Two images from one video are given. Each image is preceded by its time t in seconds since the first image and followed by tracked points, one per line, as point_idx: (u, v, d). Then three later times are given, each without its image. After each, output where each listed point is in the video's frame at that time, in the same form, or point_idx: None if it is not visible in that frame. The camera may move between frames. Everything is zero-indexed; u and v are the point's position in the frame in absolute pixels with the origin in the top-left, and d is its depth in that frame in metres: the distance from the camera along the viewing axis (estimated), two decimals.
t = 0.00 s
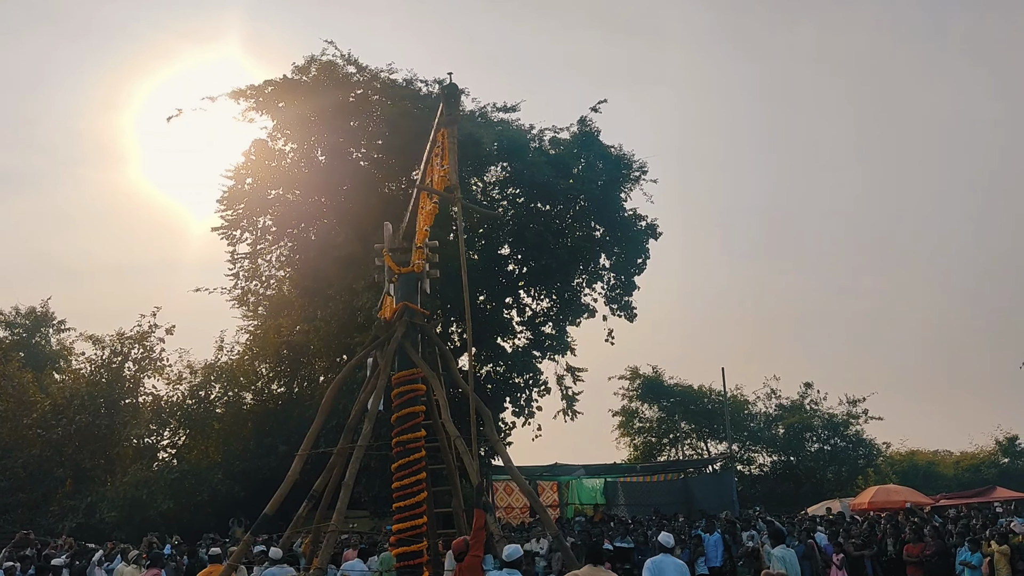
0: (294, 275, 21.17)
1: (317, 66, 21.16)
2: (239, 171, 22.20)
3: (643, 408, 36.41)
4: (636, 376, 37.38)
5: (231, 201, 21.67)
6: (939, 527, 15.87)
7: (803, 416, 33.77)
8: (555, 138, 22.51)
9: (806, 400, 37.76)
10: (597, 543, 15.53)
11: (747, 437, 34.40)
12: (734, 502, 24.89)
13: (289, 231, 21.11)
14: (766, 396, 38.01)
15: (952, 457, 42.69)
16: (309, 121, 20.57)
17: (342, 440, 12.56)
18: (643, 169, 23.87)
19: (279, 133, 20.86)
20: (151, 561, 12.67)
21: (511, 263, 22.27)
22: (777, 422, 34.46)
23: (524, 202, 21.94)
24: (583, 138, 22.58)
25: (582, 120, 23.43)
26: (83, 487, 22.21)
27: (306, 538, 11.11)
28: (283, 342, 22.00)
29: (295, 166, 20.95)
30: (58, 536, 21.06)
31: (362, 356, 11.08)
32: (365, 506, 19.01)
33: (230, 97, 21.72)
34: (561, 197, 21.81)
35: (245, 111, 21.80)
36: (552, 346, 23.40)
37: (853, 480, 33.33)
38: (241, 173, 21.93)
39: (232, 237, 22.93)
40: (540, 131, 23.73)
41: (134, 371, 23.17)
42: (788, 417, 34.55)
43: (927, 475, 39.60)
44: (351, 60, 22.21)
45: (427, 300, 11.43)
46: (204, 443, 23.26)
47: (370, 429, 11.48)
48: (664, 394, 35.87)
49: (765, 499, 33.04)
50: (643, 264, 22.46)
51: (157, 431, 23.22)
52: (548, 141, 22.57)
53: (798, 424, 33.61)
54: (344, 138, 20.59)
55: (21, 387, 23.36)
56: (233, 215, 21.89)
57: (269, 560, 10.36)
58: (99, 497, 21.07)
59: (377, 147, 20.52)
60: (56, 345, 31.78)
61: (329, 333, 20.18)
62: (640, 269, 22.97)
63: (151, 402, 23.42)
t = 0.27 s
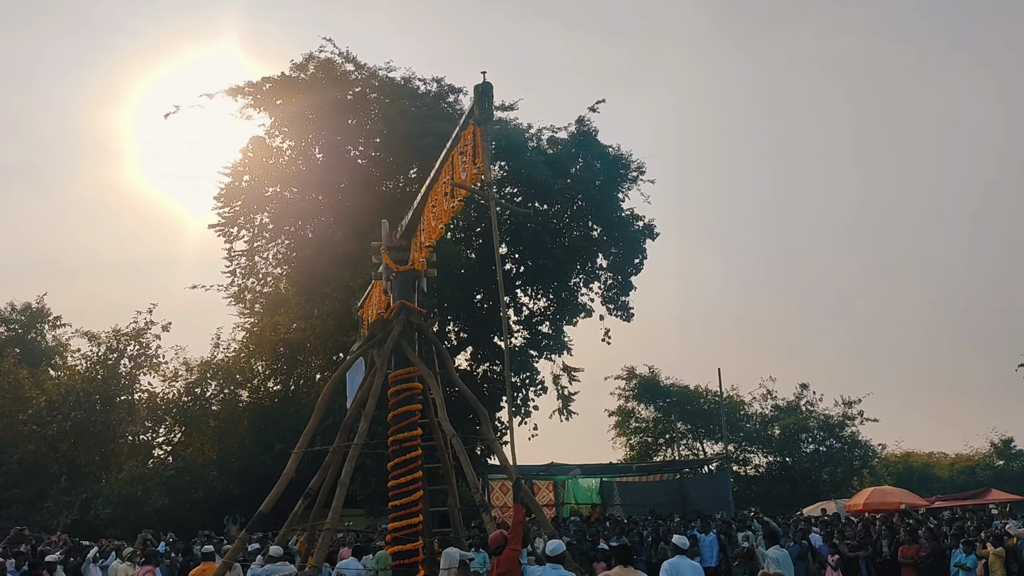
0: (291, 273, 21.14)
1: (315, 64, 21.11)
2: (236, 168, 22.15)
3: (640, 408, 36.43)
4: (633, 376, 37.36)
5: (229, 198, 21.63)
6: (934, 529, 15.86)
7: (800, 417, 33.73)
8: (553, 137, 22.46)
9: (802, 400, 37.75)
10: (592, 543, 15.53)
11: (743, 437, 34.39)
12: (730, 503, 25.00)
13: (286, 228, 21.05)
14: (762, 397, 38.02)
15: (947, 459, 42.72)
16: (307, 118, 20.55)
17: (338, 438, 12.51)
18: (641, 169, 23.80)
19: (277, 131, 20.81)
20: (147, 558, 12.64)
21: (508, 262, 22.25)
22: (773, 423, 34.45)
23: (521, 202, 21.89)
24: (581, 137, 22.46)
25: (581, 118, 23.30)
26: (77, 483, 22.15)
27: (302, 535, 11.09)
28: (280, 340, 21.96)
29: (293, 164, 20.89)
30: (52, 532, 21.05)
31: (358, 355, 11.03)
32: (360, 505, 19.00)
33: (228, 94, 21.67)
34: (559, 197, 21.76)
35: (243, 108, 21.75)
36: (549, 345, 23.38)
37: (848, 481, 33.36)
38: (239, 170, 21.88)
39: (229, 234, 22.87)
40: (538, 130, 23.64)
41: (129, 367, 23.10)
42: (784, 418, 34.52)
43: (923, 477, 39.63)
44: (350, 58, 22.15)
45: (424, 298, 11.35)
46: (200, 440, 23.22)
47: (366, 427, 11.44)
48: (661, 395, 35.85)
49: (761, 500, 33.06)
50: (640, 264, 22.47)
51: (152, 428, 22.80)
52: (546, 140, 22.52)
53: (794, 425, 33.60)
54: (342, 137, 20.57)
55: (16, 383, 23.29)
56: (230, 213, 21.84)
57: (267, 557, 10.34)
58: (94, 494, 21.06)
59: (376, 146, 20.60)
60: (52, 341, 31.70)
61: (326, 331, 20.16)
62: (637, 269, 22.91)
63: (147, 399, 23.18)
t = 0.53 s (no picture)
0: (292, 264, 21.00)
1: (318, 54, 20.93)
2: (237, 159, 21.98)
3: (641, 402, 36.33)
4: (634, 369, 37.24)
5: (229, 189, 21.47)
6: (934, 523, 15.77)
7: (801, 411, 33.60)
8: (556, 130, 22.31)
9: (803, 394, 37.67)
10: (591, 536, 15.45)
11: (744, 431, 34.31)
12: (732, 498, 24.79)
13: (288, 220, 20.89)
14: (763, 390, 37.94)
15: (947, 453, 42.68)
16: (310, 108, 20.39)
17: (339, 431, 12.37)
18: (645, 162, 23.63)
19: (279, 122, 20.66)
20: (145, 551, 12.58)
21: (512, 254, 22.07)
22: (774, 416, 34.35)
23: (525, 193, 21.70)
24: (584, 130, 22.19)
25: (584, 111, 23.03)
26: (76, 474, 22.09)
27: (301, 528, 11.01)
28: (280, 331, 21.84)
29: (295, 155, 20.74)
30: (51, 524, 20.97)
31: (360, 346, 10.89)
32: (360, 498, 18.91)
33: (230, 84, 21.50)
34: (563, 189, 21.59)
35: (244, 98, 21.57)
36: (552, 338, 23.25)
37: (849, 475, 33.32)
38: (240, 160, 21.71)
39: (230, 225, 22.72)
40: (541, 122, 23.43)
41: (129, 358, 23.00)
42: (785, 412, 34.41)
43: (923, 471, 39.61)
44: (354, 48, 21.90)
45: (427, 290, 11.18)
46: (200, 432, 23.13)
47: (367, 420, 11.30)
48: (662, 388, 35.73)
49: (761, 493, 33.01)
50: (643, 257, 22.36)
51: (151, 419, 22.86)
52: (549, 133, 22.35)
53: (795, 419, 33.51)
54: (345, 127, 20.37)
55: (15, 373, 23.21)
56: (231, 203, 21.69)
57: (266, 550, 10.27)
58: (94, 485, 20.98)
59: (378, 137, 20.44)
60: (51, 332, 31.57)
61: (327, 323, 20.05)
62: (640, 262, 22.74)
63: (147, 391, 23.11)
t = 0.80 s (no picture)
0: (292, 258, 21.07)
1: (319, 48, 20.97)
2: (239, 153, 22.03)
3: (641, 397, 36.41)
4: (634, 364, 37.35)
5: (231, 183, 21.53)
6: (932, 519, 15.85)
7: (800, 407, 33.67)
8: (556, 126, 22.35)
9: (802, 390, 37.75)
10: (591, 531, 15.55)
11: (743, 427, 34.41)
12: (729, 492, 24.83)
13: (289, 214, 20.96)
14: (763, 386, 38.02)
15: (946, 450, 42.75)
16: (311, 103, 20.41)
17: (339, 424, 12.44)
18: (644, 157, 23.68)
19: (280, 116, 20.68)
20: (147, 543, 12.67)
21: (511, 249, 22.14)
22: (773, 412, 34.42)
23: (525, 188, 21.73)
24: (583, 126, 22.29)
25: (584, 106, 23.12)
26: (78, 466, 22.19)
27: (301, 520, 11.10)
28: (281, 325, 21.93)
29: (296, 149, 20.76)
30: (52, 516, 21.12)
31: (360, 341, 10.96)
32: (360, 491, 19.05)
33: (231, 78, 21.53)
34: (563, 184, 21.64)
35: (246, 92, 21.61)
36: (551, 334, 23.34)
37: (847, 471, 33.41)
38: (241, 154, 21.76)
39: (231, 219, 22.78)
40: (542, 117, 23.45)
41: (130, 352, 23.09)
42: (783, 408, 34.47)
43: (921, 467, 39.71)
44: (355, 43, 21.95)
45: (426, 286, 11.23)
46: (201, 424, 23.27)
47: (366, 413, 11.38)
48: (661, 383, 35.83)
49: (760, 489, 33.12)
50: (643, 252, 22.36)
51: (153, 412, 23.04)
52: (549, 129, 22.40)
53: (794, 415, 33.59)
54: (345, 122, 20.41)
55: (17, 366, 23.30)
56: (232, 197, 21.75)
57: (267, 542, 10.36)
58: (95, 477, 21.13)
59: (379, 131, 20.50)
60: (53, 325, 31.66)
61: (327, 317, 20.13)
62: (639, 257, 22.80)
63: (148, 383, 23.20)
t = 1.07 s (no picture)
0: (298, 254, 21.07)
1: (325, 44, 20.97)
2: (245, 149, 22.04)
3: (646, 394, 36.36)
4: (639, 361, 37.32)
5: (236, 179, 21.54)
6: (940, 516, 15.79)
7: (806, 404, 33.56)
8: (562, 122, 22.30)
9: (809, 387, 37.64)
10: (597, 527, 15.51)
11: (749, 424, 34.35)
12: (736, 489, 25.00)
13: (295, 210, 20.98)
14: (769, 382, 37.94)
15: (953, 448, 42.61)
16: (316, 98, 20.43)
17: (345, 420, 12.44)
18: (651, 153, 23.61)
19: (285, 112, 20.72)
20: (154, 538, 12.70)
21: (517, 246, 22.13)
22: (779, 409, 34.32)
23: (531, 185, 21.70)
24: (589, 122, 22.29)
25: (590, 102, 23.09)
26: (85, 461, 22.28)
27: (308, 516, 11.10)
28: (287, 322, 21.94)
29: (302, 145, 20.78)
30: (60, 511, 21.22)
31: (366, 337, 10.96)
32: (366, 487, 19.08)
33: (237, 74, 21.57)
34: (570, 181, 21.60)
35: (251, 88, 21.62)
36: (556, 330, 23.32)
37: (853, 469, 33.34)
38: (247, 150, 21.77)
39: (237, 215, 22.81)
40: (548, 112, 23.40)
41: (137, 347, 23.15)
42: (789, 405, 34.35)
43: (928, 465, 39.61)
44: (360, 38, 21.94)
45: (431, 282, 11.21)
46: (207, 420, 23.30)
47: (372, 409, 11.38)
48: (667, 380, 35.78)
49: (766, 486, 33.07)
50: (649, 249, 22.27)
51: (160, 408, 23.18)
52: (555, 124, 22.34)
53: (800, 412, 33.52)
54: (351, 118, 20.42)
55: (25, 361, 23.40)
56: (238, 194, 21.76)
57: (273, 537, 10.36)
58: (102, 473, 21.22)
59: (384, 127, 20.50)
60: (60, 321, 31.75)
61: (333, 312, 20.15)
62: (645, 254, 22.75)
63: (155, 379, 23.27)
